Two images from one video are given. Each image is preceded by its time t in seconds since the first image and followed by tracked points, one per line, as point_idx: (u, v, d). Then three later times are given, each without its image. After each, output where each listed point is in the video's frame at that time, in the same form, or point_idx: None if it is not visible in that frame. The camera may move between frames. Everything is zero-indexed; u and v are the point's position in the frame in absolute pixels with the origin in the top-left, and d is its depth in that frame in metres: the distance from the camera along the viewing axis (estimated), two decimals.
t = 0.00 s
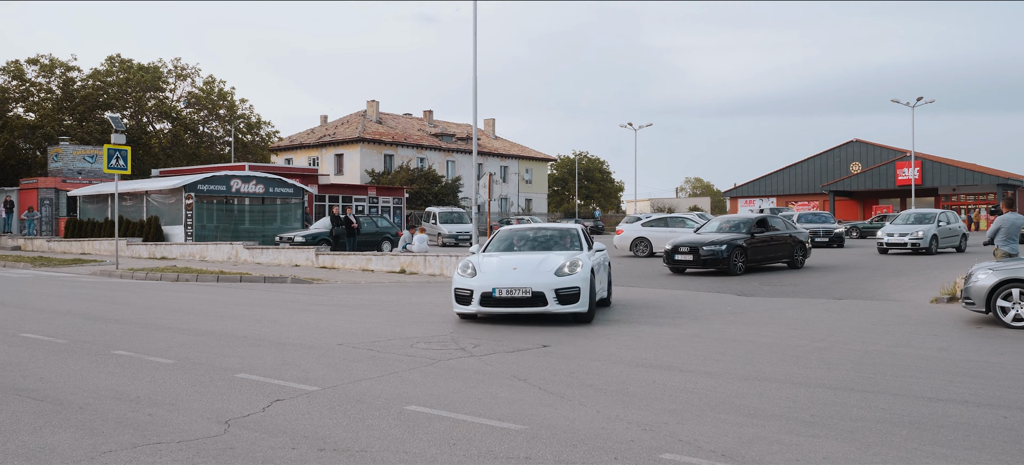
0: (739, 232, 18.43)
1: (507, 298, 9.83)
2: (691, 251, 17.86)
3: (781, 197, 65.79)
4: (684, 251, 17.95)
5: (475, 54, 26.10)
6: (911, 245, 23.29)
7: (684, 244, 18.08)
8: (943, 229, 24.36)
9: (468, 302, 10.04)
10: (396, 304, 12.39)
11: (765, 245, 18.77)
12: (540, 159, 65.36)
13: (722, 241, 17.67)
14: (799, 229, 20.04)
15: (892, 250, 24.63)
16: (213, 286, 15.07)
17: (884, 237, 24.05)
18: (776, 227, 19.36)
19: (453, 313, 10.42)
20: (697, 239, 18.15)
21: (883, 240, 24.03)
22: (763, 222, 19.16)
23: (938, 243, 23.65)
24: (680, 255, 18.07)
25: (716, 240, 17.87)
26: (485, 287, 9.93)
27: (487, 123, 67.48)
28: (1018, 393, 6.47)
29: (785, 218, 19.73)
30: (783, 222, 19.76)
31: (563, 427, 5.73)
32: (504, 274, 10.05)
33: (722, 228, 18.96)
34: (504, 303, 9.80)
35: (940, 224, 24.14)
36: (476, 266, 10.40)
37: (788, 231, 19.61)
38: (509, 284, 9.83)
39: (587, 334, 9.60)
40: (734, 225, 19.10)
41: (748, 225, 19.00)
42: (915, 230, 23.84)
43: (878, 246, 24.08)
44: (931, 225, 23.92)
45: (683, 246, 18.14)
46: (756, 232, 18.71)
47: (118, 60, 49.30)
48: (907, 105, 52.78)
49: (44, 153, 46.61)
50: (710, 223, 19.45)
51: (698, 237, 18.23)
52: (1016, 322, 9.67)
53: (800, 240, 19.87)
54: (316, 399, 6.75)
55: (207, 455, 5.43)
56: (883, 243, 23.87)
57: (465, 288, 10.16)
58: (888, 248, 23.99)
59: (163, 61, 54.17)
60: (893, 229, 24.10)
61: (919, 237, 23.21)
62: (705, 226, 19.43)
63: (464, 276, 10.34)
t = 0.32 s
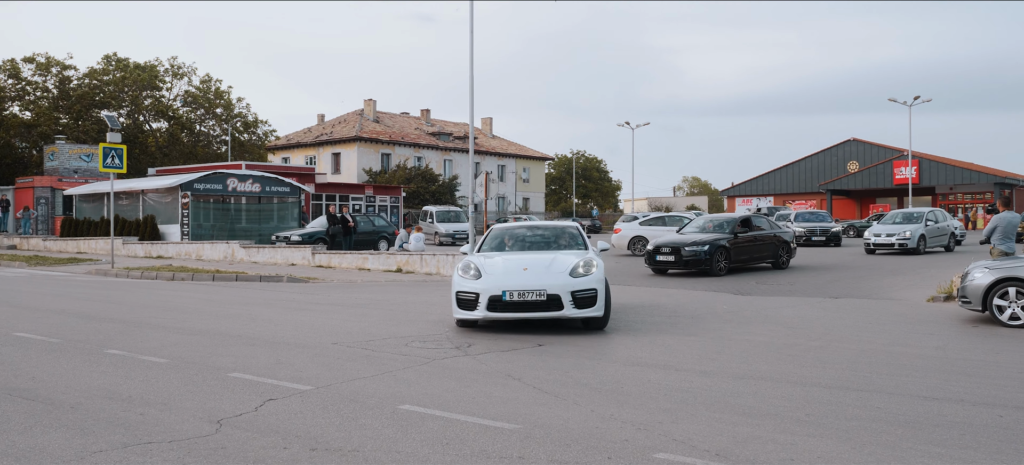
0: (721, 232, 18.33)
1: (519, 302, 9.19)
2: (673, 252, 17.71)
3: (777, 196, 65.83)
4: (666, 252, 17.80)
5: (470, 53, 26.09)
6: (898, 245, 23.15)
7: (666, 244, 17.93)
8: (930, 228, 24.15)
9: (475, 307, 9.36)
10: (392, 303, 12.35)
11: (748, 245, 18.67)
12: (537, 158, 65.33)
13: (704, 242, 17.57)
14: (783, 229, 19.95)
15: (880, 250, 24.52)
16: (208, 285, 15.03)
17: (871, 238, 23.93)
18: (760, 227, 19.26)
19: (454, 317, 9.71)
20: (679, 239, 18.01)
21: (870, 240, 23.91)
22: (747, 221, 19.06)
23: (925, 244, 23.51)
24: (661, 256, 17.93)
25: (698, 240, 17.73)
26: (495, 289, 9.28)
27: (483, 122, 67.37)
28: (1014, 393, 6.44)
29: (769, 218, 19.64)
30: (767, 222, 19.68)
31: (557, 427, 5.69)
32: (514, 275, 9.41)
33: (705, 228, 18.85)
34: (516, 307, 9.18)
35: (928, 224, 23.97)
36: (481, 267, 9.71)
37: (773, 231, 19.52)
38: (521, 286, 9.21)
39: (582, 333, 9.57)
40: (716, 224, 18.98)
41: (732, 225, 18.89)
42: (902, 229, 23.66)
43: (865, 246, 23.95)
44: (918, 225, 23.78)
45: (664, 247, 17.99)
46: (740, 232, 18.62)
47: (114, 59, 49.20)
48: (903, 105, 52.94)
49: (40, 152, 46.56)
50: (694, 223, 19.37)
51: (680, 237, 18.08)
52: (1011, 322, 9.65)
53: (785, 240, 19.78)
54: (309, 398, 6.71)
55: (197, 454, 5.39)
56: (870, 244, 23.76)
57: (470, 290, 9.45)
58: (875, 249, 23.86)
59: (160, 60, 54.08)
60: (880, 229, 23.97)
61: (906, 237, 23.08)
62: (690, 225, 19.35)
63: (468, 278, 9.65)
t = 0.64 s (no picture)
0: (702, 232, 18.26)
1: (543, 311, 8.25)
2: (653, 253, 17.62)
3: (772, 195, 65.90)
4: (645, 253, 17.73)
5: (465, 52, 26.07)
6: (882, 244, 22.99)
7: (646, 245, 17.85)
8: (915, 227, 23.93)
9: (491, 317, 8.39)
10: (386, 302, 12.30)
11: (729, 245, 18.62)
12: (532, 157, 65.34)
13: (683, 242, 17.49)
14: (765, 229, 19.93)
15: (864, 250, 24.38)
16: (201, 284, 14.97)
17: (854, 237, 23.76)
18: (740, 226, 19.22)
19: (465, 328, 8.73)
20: (660, 240, 17.93)
21: (853, 240, 23.74)
22: (728, 221, 19.04)
23: (909, 243, 23.32)
24: (641, 258, 17.87)
25: (678, 240, 17.64)
26: (515, 297, 8.30)
27: (478, 121, 67.31)
28: (1006, 390, 6.43)
29: (750, 217, 19.60)
30: (748, 221, 19.64)
31: (547, 426, 5.65)
32: (535, 280, 8.46)
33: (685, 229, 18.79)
34: (540, 317, 8.23)
35: (911, 223, 23.75)
36: (496, 271, 8.71)
37: (754, 231, 19.47)
38: (545, 293, 8.25)
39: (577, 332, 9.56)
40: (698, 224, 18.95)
41: (712, 224, 18.85)
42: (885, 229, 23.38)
43: (848, 246, 23.78)
44: (902, 224, 23.62)
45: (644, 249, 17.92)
46: (721, 232, 18.56)
47: (108, 58, 49.03)
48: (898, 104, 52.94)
49: (33, 152, 46.46)
50: (674, 223, 19.35)
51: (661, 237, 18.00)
52: (1004, 319, 9.64)
53: (768, 240, 19.77)
54: (299, 398, 6.66)
55: (185, 454, 5.35)
56: (854, 244, 23.54)
57: (487, 298, 8.46)
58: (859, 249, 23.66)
59: (154, 59, 53.92)
60: (863, 229, 23.80)
61: (889, 237, 22.92)
62: (669, 226, 19.31)
63: (482, 283, 8.64)
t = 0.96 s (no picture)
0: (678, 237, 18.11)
1: (590, 328, 7.24)
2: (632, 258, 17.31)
3: (765, 198, 66.00)
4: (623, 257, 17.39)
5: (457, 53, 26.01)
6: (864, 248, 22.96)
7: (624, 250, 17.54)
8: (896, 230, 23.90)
9: (529, 334, 7.33)
10: (376, 305, 12.26)
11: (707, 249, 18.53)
12: (525, 160, 65.34)
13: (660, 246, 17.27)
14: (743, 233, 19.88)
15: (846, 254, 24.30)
16: (191, 287, 14.90)
17: (835, 241, 23.66)
18: (719, 230, 19.14)
19: (494, 345, 7.65)
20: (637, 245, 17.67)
21: (835, 244, 23.62)
22: (705, 225, 18.96)
23: (890, 247, 23.12)
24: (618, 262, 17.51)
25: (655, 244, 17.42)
26: (558, 312, 7.26)
27: (472, 124, 67.30)
28: (995, 392, 6.42)
29: (728, 222, 19.52)
30: (727, 226, 19.55)
31: (535, 428, 5.63)
32: (578, 291, 7.44)
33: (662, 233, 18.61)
34: (586, 335, 7.24)
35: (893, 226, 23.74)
36: (529, 281, 7.66)
37: (732, 235, 19.40)
38: (592, 307, 7.25)
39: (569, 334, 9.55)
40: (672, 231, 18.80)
41: (690, 229, 18.76)
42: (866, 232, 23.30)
43: (830, 250, 23.69)
44: (884, 227, 23.57)
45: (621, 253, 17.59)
46: (698, 236, 18.48)
47: (100, 61, 48.76)
48: (890, 107, 52.98)
49: (25, 154, 46.33)
50: (651, 227, 19.24)
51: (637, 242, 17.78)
52: (994, 322, 9.66)
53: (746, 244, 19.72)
54: (286, 401, 6.62)
55: (169, 457, 5.30)
56: (835, 248, 23.47)
57: (523, 313, 7.41)
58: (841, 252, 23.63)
59: (146, 62, 53.74)
60: (844, 232, 23.67)
61: (871, 240, 22.81)
62: (646, 230, 19.19)
63: (515, 295, 7.57)
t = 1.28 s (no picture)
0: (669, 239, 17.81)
1: (672, 344, 6.19)
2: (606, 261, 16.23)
3: (759, 197, 66.08)
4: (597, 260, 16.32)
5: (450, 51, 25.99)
6: (844, 249, 22.91)
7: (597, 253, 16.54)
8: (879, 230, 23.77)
9: (600, 353, 6.24)
10: (367, 304, 12.21)
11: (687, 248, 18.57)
12: (519, 159, 65.31)
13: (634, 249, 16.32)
14: (723, 233, 19.99)
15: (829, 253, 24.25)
16: (182, 286, 14.84)
17: (816, 240, 23.67)
18: (697, 230, 19.23)
19: (553, 365, 6.54)
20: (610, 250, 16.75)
21: (815, 243, 23.65)
22: (683, 224, 19.03)
23: (871, 247, 22.99)
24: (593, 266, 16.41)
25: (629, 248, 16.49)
26: (634, 326, 6.18)
27: (465, 123, 67.22)
28: (983, 390, 6.42)
29: (706, 221, 19.65)
30: (704, 226, 19.68)
31: (522, 427, 5.60)
32: (652, 300, 6.37)
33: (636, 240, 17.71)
34: (669, 352, 6.18)
35: (875, 226, 23.62)
36: (593, 289, 6.54)
37: (710, 234, 19.50)
38: (674, 319, 6.20)
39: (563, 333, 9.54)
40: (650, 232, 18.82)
41: (668, 228, 18.83)
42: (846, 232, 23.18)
43: (811, 250, 23.71)
44: (866, 226, 23.48)
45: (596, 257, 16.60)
46: (677, 235, 18.55)
47: (92, 59, 48.54)
48: (883, 106, 53.09)
49: (16, 153, 46.12)
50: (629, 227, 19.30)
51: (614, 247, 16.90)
52: (985, 320, 9.68)
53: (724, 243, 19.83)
54: (273, 400, 6.58)
55: (153, 457, 5.26)
56: (816, 247, 23.50)
57: (591, 328, 6.30)
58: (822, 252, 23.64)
59: (139, 60, 53.52)
60: (826, 231, 23.65)
61: (851, 239, 22.76)
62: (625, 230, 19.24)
63: (578, 307, 6.43)
